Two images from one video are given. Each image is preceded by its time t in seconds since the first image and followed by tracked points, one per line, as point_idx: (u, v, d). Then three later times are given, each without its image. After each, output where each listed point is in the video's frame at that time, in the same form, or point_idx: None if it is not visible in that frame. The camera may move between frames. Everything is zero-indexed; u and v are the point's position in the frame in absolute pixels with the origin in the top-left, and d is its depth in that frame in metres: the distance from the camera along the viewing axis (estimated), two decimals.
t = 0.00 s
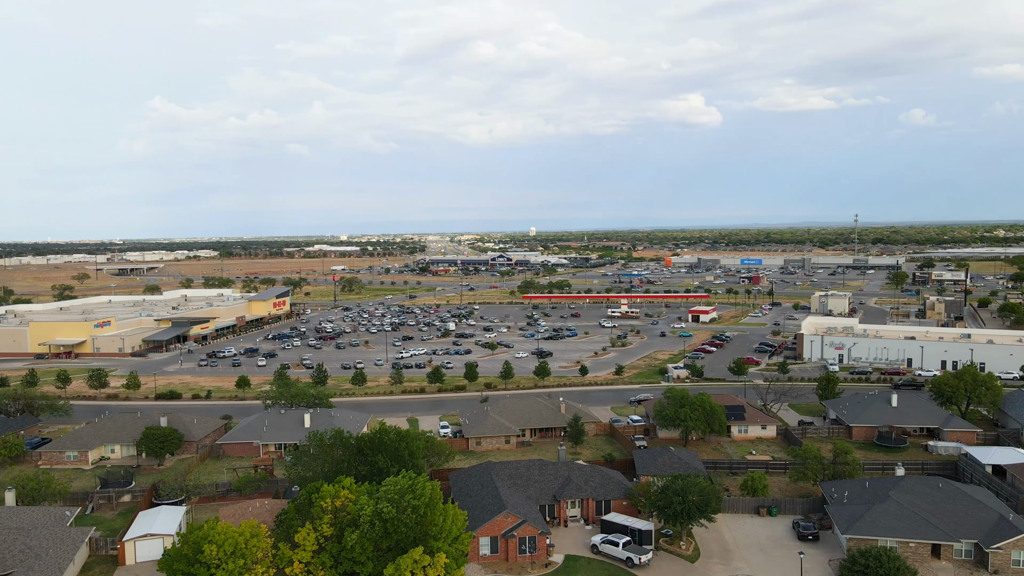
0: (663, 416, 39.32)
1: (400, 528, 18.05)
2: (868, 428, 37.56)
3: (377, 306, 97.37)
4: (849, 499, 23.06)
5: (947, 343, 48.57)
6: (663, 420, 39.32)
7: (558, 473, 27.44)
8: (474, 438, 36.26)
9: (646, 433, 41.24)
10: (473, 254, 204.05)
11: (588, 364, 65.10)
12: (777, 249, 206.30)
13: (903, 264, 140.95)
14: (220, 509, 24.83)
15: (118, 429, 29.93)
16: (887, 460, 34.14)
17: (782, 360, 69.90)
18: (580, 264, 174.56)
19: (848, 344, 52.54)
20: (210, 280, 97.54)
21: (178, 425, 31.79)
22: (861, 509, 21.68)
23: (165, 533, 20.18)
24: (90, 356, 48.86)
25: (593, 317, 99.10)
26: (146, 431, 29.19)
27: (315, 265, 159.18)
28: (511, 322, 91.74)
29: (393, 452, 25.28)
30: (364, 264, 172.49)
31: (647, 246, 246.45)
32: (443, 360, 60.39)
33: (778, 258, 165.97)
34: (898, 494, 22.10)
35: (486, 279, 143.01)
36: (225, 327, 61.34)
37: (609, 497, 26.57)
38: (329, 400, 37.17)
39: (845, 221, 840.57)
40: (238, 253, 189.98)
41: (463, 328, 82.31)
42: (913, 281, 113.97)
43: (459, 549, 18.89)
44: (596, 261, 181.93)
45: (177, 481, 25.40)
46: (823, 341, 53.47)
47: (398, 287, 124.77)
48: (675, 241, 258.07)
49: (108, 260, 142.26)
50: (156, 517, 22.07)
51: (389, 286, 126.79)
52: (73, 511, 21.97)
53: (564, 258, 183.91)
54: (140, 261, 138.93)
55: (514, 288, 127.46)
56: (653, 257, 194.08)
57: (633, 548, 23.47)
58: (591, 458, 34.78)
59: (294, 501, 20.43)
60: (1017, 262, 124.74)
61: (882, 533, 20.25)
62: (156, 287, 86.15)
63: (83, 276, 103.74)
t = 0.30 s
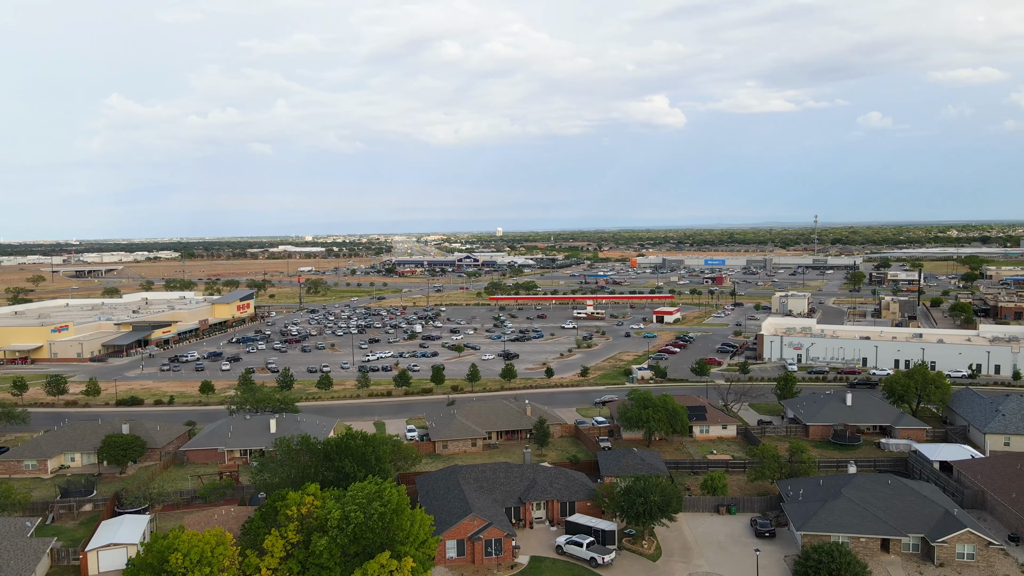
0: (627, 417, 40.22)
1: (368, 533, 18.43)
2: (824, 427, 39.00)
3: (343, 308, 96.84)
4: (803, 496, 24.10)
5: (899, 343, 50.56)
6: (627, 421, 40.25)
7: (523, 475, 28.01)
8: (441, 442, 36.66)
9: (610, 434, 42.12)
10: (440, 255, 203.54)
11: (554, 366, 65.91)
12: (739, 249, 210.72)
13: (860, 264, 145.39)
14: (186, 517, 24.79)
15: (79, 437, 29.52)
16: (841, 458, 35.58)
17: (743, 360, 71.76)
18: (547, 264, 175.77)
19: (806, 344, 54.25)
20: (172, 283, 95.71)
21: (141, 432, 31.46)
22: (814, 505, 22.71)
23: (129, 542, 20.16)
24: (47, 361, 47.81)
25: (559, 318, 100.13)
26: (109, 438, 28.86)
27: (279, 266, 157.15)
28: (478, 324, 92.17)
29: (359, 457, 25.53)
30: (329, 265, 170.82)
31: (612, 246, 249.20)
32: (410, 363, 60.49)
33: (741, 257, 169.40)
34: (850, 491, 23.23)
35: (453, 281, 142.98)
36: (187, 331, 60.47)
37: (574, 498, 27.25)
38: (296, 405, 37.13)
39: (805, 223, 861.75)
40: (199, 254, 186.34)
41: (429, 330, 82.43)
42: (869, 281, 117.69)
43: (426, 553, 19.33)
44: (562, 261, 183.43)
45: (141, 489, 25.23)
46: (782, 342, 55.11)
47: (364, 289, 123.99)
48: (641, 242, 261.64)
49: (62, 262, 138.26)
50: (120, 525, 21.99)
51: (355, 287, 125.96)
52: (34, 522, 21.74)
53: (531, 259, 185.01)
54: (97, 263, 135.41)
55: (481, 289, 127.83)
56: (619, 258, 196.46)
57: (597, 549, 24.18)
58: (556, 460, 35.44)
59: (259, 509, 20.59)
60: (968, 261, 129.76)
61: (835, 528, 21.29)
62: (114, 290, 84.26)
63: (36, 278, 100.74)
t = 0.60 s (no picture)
0: (597, 419, 40.94)
1: (339, 538, 18.71)
2: (788, 426, 40.18)
3: (314, 309, 96.22)
4: (767, 495, 24.98)
5: (861, 343, 52.19)
6: (597, 423, 40.97)
7: (494, 478, 28.46)
8: (413, 445, 36.97)
9: (581, 435, 42.81)
10: (412, 255, 202.77)
11: (525, 368, 66.48)
12: (708, 250, 213.90)
13: (826, 264, 148.94)
14: (155, 524, 24.74)
15: (44, 445, 29.16)
16: (804, 456, 36.74)
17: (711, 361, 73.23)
18: (519, 265, 176.45)
19: (772, 344, 55.65)
20: (137, 285, 94.03)
21: (108, 439, 31.18)
22: (777, 504, 23.59)
23: (97, 551, 20.11)
24: (8, 367, 46.91)
25: (531, 319, 100.82)
26: (75, 445, 28.57)
27: (247, 267, 155.05)
28: (449, 325, 92.39)
29: (330, 462, 25.72)
30: (299, 266, 169.11)
31: (583, 247, 250.81)
32: (381, 365, 60.50)
33: (710, 258, 172.17)
34: (811, 489, 24.16)
35: (425, 282, 142.72)
36: (154, 334, 59.67)
37: (544, 500, 27.79)
38: (266, 409, 37.07)
39: (772, 224, 877.96)
40: (165, 255, 182.97)
41: (401, 332, 82.41)
42: (834, 281, 120.70)
43: (398, 558, 19.67)
44: (534, 262, 184.31)
45: (109, 497, 25.06)
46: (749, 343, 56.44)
47: (335, 290, 123.17)
48: (613, 243, 264.16)
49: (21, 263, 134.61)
50: (87, 534, 21.87)
51: (325, 288, 125.04)
52: None
53: (503, 260, 185.51)
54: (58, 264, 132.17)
55: (454, 291, 127.90)
56: (591, 258, 198.10)
57: (567, 549, 24.76)
58: (528, 462, 35.97)
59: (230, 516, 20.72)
60: (928, 262, 133.76)
61: (796, 527, 22.16)
62: (76, 292, 82.52)
63: None
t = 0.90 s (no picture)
0: (568, 421, 41.61)
1: (311, 543, 18.96)
2: (753, 426, 41.36)
3: (284, 312, 95.49)
4: (733, 494, 25.86)
5: (825, 343, 53.79)
6: (568, 424, 41.63)
7: (465, 481, 28.88)
8: (385, 448, 37.21)
9: (551, 437, 43.45)
10: (383, 256, 201.46)
11: (497, 370, 66.93)
12: (678, 250, 216.84)
13: (792, 265, 152.29)
14: (124, 532, 24.66)
15: (7, 453, 28.77)
16: (767, 455, 37.88)
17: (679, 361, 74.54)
18: (491, 266, 176.86)
19: (739, 345, 57.02)
20: (101, 287, 92.21)
21: (74, 446, 30.85)
22: (742, 503, 24.46)
23: (65, 560, 20.06)
24: None
25: (503, 321, 101.35)
26: (40, 452, 28.23)
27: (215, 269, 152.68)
28: (421, 327, 92.41)
29: (301, 466, 25.84)
30: (268, 267, 167.03)
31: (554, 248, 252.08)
32: (352, 368, 60.43)
33: (680, 258, 174.67)
34: (774, 488, 25.07)
35: (396, 283, 142.23)
36: (120, 338, 58.74)
37: (514, 502, 28.34)
38: (236, 414, 36.93)
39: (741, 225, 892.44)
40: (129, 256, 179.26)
41: (373, 334, 82.23)
42: (800, 282, 123.55)
43: (370, 562, 19.96)
44: (507, 262, 184.89)
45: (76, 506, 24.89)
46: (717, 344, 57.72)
47: (305, 292, 122.15)
48: (585, 243, 265.94)
49: None
50: (54, 543, 21.75)
51: (295, 290, 123.88)
52: None
53: (476, 261, 185.75)
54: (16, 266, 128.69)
55: (426, 292, 127.71)
56: (563, 258, 199.35)
57: (537, 551, 25.33)
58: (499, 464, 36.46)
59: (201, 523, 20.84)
60: (891, 262, 137.60)
61: (759, 524, 23.02)
62: (38, 295, 80.65)
63: None
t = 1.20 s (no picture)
0: (538, 424, 42.21)
1: (282, 548, 19.21)
2: (720, 426, 42.47)
3: (253, 314, 94.48)
4: (699, 494, 26.71)
5: (790, 343, 55.33)
6: (538, 427, 42.24)
7: (436, 484, 29.28)
8: (356, 452, 37.39)
9: (522, 439, 44.02)
10: (354, 256, 200.05)
11: (468, 372, 67.26)
12: (648, 250, 219.31)
13: (760, 265, 155.32)
14: (92, 540, 24.55)
15: None
16: (733, 455, 38.98)
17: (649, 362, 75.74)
18: (463, 267, 176.87)
19: (707, 346, 58.28)
20: (63, 289, 90.25)
21: (39, 454, 30.46)
22: (708, 502, 25.32)
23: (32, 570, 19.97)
24: None
25: (474, 322, 101.66)
26: (4, 461, 27.89)
27: (181, 270, 150.08)
28: (393, 329, 92.29)
29: (272, 471, 25.94)
30: (237, 268, 164.65)
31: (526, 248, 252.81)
32: (323, 371, 60.25)
33: (650, 259, 176.86)
34: (738, 487, 25.98)
35: (368, 284, 141.46)
36: (84, 342, 57.69)
37: (485, 505, 28.81)
38: (206, 419, 36.73)
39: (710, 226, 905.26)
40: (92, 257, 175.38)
41: (344, 337, 81.90)
42: (768, 282, 126.16)
43: (342, 566, 20.25)
44: (479, 263, 185.07)
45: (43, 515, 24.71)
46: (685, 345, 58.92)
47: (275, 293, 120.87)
48: (556, 244, 267.42)
49: None
50: (20, 552, 21.59)
51: (264, 292, 122.45)
52: None
53: (447, 262, 185.63)
54: None
55: (397, 293, 127.39)
56: (535, 259, 200.10)
57: (507, 552, 25.86)
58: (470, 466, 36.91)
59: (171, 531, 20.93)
60: (855, 262, 141.22)
61: (724, 524, 23.84)
62: None
63: None
